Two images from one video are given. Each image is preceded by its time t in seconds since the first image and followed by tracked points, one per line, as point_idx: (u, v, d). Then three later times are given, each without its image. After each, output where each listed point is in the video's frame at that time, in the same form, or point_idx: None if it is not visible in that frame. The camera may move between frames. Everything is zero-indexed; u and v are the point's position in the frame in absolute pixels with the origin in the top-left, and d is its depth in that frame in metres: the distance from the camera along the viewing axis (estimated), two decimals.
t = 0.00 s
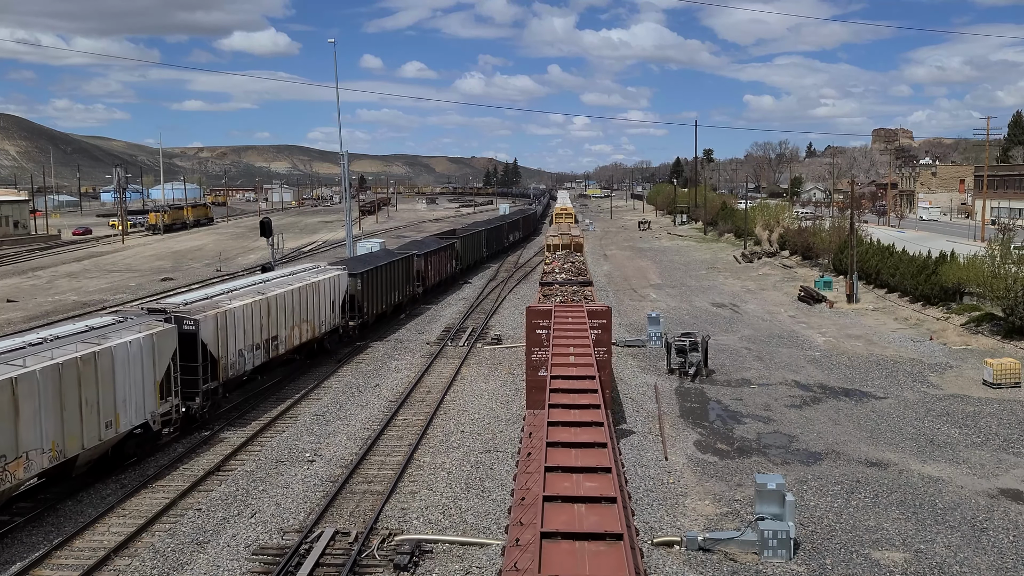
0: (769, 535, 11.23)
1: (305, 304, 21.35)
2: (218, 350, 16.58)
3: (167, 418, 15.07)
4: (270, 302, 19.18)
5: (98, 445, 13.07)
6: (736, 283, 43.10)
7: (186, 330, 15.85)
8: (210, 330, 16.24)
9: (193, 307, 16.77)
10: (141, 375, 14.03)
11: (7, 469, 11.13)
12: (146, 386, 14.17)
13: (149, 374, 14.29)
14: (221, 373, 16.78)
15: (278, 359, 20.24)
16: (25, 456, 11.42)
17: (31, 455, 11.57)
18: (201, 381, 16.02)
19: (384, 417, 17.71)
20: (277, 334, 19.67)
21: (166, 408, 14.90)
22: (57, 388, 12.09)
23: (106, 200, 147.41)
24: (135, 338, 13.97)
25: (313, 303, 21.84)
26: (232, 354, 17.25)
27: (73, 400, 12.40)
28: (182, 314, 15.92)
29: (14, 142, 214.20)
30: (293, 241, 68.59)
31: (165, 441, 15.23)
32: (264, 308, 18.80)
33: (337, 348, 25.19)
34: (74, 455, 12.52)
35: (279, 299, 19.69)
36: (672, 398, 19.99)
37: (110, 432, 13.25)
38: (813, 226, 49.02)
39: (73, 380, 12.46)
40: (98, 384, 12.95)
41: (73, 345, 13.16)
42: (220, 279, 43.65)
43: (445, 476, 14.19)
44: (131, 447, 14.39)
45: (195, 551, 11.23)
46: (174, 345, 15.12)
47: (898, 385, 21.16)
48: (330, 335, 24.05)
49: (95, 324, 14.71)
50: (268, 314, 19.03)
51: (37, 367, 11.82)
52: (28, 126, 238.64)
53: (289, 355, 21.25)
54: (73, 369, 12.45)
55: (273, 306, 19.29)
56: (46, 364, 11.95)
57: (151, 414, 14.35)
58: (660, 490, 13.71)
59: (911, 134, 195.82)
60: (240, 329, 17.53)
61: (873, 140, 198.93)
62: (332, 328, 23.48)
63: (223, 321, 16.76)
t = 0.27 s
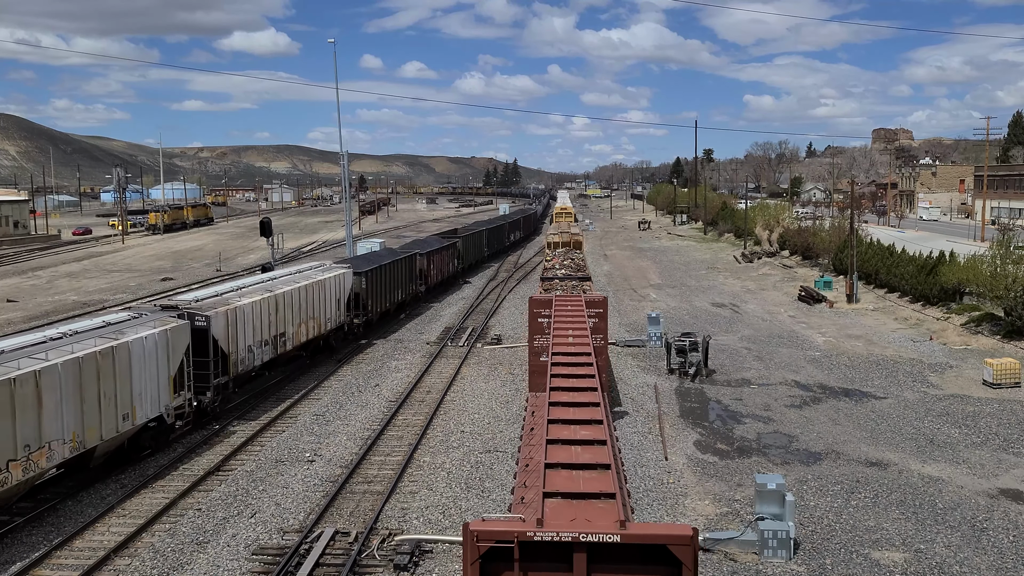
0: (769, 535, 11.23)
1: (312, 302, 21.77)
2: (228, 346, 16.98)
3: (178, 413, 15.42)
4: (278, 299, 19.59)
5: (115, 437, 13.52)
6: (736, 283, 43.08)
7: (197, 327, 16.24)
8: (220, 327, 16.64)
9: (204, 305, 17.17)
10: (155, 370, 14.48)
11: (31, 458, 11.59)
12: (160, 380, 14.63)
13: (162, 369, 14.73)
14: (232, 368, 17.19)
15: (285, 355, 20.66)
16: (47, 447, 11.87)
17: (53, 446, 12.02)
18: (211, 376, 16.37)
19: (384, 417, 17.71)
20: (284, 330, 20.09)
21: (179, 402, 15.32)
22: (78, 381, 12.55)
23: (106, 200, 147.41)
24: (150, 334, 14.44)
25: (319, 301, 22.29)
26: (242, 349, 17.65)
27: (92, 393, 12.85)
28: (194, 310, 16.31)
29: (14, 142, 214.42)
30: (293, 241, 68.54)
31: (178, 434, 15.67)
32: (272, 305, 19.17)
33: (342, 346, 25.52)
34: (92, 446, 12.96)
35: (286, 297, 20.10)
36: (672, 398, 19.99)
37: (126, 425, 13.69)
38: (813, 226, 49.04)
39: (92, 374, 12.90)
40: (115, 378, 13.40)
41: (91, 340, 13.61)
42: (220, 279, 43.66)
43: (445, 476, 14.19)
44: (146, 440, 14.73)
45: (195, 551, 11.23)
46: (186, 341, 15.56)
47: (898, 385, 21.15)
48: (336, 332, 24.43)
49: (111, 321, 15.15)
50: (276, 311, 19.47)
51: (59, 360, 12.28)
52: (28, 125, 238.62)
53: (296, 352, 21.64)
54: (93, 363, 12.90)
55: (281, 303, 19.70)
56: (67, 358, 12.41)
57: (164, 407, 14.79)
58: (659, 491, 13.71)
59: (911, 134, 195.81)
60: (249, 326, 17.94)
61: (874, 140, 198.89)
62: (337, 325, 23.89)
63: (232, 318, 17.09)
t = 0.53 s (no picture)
0: (769, 535, 11.24)
1: (319, 300, 22.24)
2: (239, 342, 17.41)
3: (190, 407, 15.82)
4: (286, 297, 20.03)
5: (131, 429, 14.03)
6: (736, 283, 43.07)
7: (209, 323, 16.67)
8: (230, 324, 17.08)
9: (214, 302, 17.63)
10: (170, 364, 14.95)
11: (53, 448, 12.20)
12: (175, 374, 15.11)
13: (177, 364, 15.20)
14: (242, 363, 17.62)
15: (292, 351, 21.11)
16: (67, 438, 12.46)
17: (74, 437, 12.60)
18: (222, 371, 16.75)
19: (384, 417, 17.70)
20: (292, 328, 20.52)
21: (191, 396, 15.73)
22: (97, 374, 13.09)
23: (106, 200, 147.33)
24: (165, 329, 14.92)
25: (325, 298, 22.74)
26: (251, 346, 18.09)
27: (110, 386, 13.38)
28: (205, 308, 16.75)
29: (14, 142, 214.48)
30: (293, 241, 68.50)
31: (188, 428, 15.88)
32: (279, 303, 19.59)
33: (346, 343, 25.89)
34: (111, 437, 13.52)
35: (294, 295, 20.52)
36: (673, 398, 20.00)
37: (142, 417, 14.18)
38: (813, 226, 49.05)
39: (110, 367, 13.43)
40: (132, 372, 13.92)
41: (108, 335, 14.12)
42: (221, 278, 43.65)
43: (445, 476, 14.20)
44: (161, 433, 15.21)
45: (195, 551, 11.23)
46: (199, 337, 16.03)
47: (898, 386, 21.14)
48: (340, 329, 24.87)
49: (127, 317, 15.67)
50: (284, 309, 19.91)
51: (80, 355, 12.85)
52: (28, 125, 238.54)
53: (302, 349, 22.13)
54: (111, 357, 13.45)
55: (289, 301, 20.12)
56: (86, 352, 12.96)
57: (178, 401, 15.24)
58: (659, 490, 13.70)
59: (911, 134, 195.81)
60: (258, 323, 18.39)
61: (874, 141, 198.89)
62: (342, 323, 24.32)
63: (241, 315, 17.46)
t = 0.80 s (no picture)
0: (769, 535, 11.23)
1: (325, 298, 22.80)
2: (248, 339, 17.88)
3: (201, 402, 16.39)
4: (293, 294, 20.54)
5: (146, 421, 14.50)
6: (736, 284, 43.07)
7: (219, 320, 17.17)
8: (241, 321, 17.55)
9: (225, 299, 18.11)
10: (182, 359, 15.44)
11: (73, 439, 12.62)
12: (187, 369, 15.59)
13: (188, 359, 15.68)
14: (251, 359, 18.10)
15: (300, 348, 21.61)
16: (87, 429, 12.89)
17: (93, 429, 13.04)
18: (231, 367, 17.28)
19: (384, 418, 17.69)
20: (299, 325, 21.03)
21: (203, 390, 16.26)
22: (115, 368, 13.54)
23: (105, 201, 147.22)
24: (177, 325, 15.42)
25: (331, 296, 23.26)
26: (260, 342, 18.56)
27: (127, 380, 13.84)
28: (215, 305, 17.23)
29: (14, 142, 214.71)
30: (293, 242, 68.42)
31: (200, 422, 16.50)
32: (287, 300, 20.11)
33: (353, 340, 26.42)
34: (127, 429, 13.97)
35: (300, 292, 21.05)
36: (673, 399, 19.99)
37: (157, 410, 14.68)
38: (813, 226, 49.04)
39: (126, 361, 13.87)
40: (147, 366, 14.38)
41: (125, 331, 14.67)
42: (220, 279, 43.60)
43: (445, 476, 14.18)
44: (173, 426, 15.82)
45: (195, 552, 11.22)
46: (210, 333, 16.54)
47: (898, 386, 21.13)
48: (347, 326, 25.48)
49: (141, 314, 16.29)
50: (291, 306, 20.42)
51: (99, 349, 13.31)
52: (27, 125, 238.20)
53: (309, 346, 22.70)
54: (128, 351, 13.89)
55: (296, 298, 20.66)
56: (104, 347, 13.39)
57: (190, 396, 15.76)
58: (660, 491, 13.69)
59: (911, 135, 195.84)
60: (267, 320, 18.86)
61: (874, 141, 198.95)
62: (348, 320, 24.89)
63: (251, 311, 17.97)
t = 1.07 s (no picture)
0: (768, 535, 11.23)
1: (330, 296, 23.30)
2: (258, 336, 18.35)
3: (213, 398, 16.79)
4: (301, 292, 21.05)
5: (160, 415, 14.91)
6: (735, 284, 43.07)
7: (229, 317, 17.59)
8: (250, 318, 18.02)
9: (234, 297, 18.58)
10: (194, 354, 15.81)
11: (92, 431, 13.02)
12: (199, 364, 15.95)
13: (200, 354, 16.04)
14: (260, 356, 18.55)
15: (306, 345, 22.10)
16: (105, 422, 13.29)
17: (111, 421, 13.43)
18: (242, 362, 17.64)
19: (384, 418, 17.69)
20: (305, 322, 21.53)
21: (214, 385, 16.65)
22: (132, 361, 13.91)
23: (105, 202, 147.11)
24: (190, 321, 15.77)
25: (336, 294, 23.80)
26: (269, 339, 19.05)
27: (143, 374, 14.21)
28: (226, 303, 17.67)
29: (14, 143, 214.96)
30: (293, 243, 68.30)
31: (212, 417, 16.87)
32: (295, 298, 20.64)
33: (356, 339, 26.98)
34: (143, 422, 14.37)
35: (307, 291, 21.60)
36: (672, 399, 19.98)
37: (171, 404, 15.08)
38: (813, 226, 49.02)
39: (142, 356, 14.24)
40: (162, 360, 14.75)
41: (140, 327, 15.04)
42: (221, 280, 43.53)
43: (445, 477, 14.19)
44: (185, 420, 16.14)
45: (195, 552, 11.22)
46: (221, 329, 16.92)
47: (898, 387, 21.12)
48: (351, 324, 26.08)
49: (155, 311, 16.71)
50: (299, 304, 20.92)
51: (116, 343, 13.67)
52: (27, 126, 237.95)
53: (314, 344, 23.23)
54: (144, 346, 14.26)
55: (303, 296, 21.17)
56: (121, 341, 13.76)
57: (202, 390, 16.16)
58: (659, 492, 13.68)
59: (911, 136, 195.89)
60: (275, 317, 19.35)
61: (874, 142, 198.97)
62: (352, 319, 25.44)
63: (260, 309, 18.48)
